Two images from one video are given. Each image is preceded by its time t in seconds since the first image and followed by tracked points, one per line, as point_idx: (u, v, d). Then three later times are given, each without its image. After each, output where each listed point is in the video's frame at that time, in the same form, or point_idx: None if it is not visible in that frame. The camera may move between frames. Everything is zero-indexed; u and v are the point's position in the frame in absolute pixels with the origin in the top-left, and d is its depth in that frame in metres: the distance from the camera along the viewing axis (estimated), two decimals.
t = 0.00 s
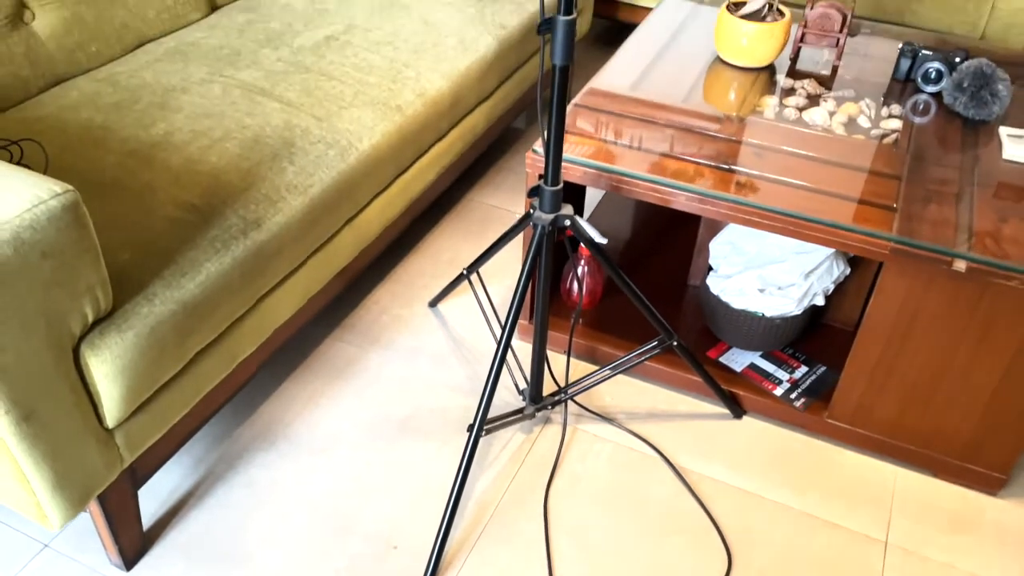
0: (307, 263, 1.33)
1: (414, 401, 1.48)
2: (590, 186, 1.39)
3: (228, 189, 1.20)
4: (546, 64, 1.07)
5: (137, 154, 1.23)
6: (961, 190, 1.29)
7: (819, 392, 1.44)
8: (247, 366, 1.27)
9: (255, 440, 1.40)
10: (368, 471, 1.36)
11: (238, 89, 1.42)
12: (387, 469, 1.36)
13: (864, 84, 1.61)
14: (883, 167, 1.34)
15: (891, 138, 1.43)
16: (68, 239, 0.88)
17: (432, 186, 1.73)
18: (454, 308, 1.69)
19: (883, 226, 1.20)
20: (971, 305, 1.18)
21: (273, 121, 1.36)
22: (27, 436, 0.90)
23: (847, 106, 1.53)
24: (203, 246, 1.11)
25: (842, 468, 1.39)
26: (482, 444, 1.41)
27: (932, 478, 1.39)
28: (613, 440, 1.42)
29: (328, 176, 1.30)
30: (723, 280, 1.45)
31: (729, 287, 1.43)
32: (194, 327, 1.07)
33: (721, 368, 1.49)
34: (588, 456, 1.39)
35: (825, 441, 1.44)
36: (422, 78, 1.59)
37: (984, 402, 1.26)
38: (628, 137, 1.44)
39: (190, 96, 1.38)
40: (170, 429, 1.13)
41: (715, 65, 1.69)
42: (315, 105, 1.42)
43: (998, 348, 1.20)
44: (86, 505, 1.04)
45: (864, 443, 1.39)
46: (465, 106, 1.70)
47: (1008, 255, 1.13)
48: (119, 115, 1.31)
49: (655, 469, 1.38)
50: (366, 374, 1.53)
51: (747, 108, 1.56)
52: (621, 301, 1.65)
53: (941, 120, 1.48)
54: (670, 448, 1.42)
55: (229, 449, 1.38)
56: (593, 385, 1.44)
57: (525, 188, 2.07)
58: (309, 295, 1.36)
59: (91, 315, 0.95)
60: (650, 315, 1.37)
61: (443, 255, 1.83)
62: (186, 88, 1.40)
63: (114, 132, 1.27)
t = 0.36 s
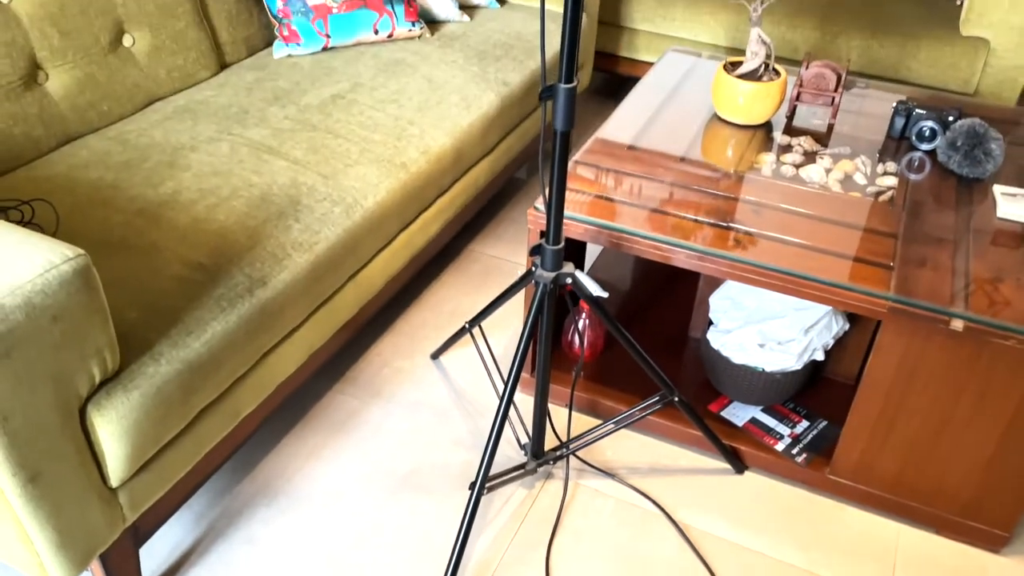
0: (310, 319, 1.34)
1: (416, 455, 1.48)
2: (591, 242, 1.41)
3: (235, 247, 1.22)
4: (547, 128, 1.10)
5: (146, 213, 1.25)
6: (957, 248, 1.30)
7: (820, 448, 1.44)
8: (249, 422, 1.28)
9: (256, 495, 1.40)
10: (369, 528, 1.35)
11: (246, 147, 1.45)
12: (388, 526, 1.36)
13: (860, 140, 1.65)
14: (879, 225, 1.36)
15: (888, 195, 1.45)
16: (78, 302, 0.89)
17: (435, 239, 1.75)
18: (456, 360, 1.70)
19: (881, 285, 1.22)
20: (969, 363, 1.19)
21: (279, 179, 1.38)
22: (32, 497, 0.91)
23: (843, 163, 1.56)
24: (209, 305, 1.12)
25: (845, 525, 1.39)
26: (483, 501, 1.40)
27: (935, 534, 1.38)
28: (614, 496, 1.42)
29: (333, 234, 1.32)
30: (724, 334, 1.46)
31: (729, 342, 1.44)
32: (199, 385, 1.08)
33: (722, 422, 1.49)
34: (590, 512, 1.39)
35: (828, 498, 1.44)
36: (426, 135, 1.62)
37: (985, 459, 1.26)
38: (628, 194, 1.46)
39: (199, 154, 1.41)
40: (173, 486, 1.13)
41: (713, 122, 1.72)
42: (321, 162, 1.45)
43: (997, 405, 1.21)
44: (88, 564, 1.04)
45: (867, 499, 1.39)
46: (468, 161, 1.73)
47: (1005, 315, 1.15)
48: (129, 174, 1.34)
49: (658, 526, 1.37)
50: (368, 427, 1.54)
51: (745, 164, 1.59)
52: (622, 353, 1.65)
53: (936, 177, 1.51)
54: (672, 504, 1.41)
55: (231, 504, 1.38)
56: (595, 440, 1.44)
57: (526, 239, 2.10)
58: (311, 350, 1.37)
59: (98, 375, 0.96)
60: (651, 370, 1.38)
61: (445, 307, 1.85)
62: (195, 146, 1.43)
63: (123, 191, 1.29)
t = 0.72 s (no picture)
0: (315, 375, 1.36)
1: (417, 512, 1.48)
2: (592, 299, 1.42)
3: (242, 306, 1.24)
4: (549, 192, 1.12)
5: (155, 272, 1.27)
6: (954, 307, 1.32)
7: (823, 505, 1.44)
8: (253, 480, 1.28)
9: (258, 552, 1.39)
10: None
11: (253, 206, 1.47)
12: None
13: (856, 199, 1.67)
14: (876, 284, 1.38)
15: (884, 254, 1.48)
16: (88, 365, 0.91)
17: (438, 293, 1.77)
18: (458, 414, 1.70)
19: (879, 345, 1.23)
20: (968, 424, 1.20)
21: (286, 237, 1.41)
22: (37, 560, 0.91)
23: (840, 222, 1.58)
24: (216, 364, 1.13)
25: None
26: (486, 559, 1.40)
27: None
28: (617, 554, 1.42)
29: (339, 291, 1.34)
30: (725, 391, 1.46)
31: (730, 399, 1.44)
32: (204, 444, 1.09)
33: (724, 479, 1.49)
34: (593, 572, 1.38)
35: (831, 556, 1.43)
36: (430, 191, 1.64)
37: (987, 520, 1.26)
38: (627, 253, 1.49)
39: (207, 213, 1.44)
40: (176, 545, 1.14)
41: (711, 179, 1.76)
42: (327, 221, 1.47)
43: (998, 465, 1.21)
44: None
45: (870, 559, 1.38)
46: (471, 217, 1.76)
47: (1002, 376, 1.16)
48: (139, 233, 1.36)
49: None
50: (370, 483, 1.54)
51: (743, 221, 1.62)
52: (624, 409, 1.66)
53: (933, 236, 1.53)
54: (676, 563, 1.41)
55: (232, 562, 1.38)
56: (598, 498, 1.44)
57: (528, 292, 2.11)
58: (315, 406, 1.38)
59: (105, 437, 0.97)
60: (653, 428, 1.38)
61: (447, 360, 1.86)
62: (204, 204, 1.46)
63: (133, 250, 1.31)
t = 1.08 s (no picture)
0: (316, 427, 1.36)
1: (417, 565, 1.47)
2: (592, 351, 1.43)
3: (245, 359, 1.25)
4: (550, 248, 1.14)
5: (159, 325, 1.28)
6: (953, 361, 1.33)
7: (825, 560, 1.43)
8: (252, 533, 1.27)
9: None
10: None
11: (258, 258, 1.49)
12: None
13: (854, 251, 1.69)
14: (874, 338, 1.40)
15: (882, 306, 1.49)
16: (92, 423, 0.92)
17: (440, 343, 1.77)
18: (459, 465, 1.70)
19: (879, 401, 1.24)
20: (969, 480, 1.20)
21: (290, 288, 1.42)
22: None
23: (838, 274, 1.60)
24: (218, 418, 1.14)
25: None
26: None
27: None
28: None
29: (341, 343, 1.34)
30: (725, 444, 1.46)
31: (731, 452, 1.44)
32: (204, 499, 1.09)
33: (725, 532, 1.48)
34: None
35: None
36: (432, 242, 1.66)
37: None
38: (627, 304, 1.50)
39: (212, 265, 1.46)
40: None
41: (710, 231, 1.78)
42: (330, 272, 1.49)
43: (1000, 521, 1.21)
44: None
45: None
46: (473, 267, 1.78)
47: (1002, 432, 1.17)
48: (144, 285, 1.38)
49: None
50: (370, 535, 1.53)
51: (742, 272, 1.64)
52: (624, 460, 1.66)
53: (930, 288, 1.55)
54: None
55: None
56: (599, 551, 1.43)
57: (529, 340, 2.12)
58: (316, 457, 1.38)
59: (107, 494, 0.98)
60: (653, 481, 1.38)
61: (448, 409, 1.86)
62: (209, 256, 1.48)
63: (138, 302, 1.33)
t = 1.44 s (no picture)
0: (316, 479, 1.36)
1: None
2: (592, 404, 1.44)
3: (246, 412, 1.25)
4: (550, 305, 1.15)
5: (161, 378, 1.29)
6: (951, 416, 1.33)
7: None
8: None
9: None
10: None
11: (260, 309, 1.50)
12: None
13: (853, 303, 1.71)
14: (872, 392, 1.40)
15: (880, 360, 1.50)
16: (93, 480, 0.92)
17: (440, 393, 1.78)
18: (458, 517, 1.69)
19: (877, 457, 1.24)
20: (968, 538, 1.20)
21: (291, 340, 1.43)
22: None
23: (836, 326, 1.61)
24: (218, 473, 1.14)
25: None
26: None
27: None
28: None
29: (342, 396, 1.35)
30: (726, 497, 1.46)
31: (732, 506, 1.44)
32: (202, 555, 1.09)
33: None
34: None
35: None
36: (432, 292, 1.67)
37: None
38: (626, 357, 1.51)
39: (215, 316, 1.47)
40: None
41: (709, 283, 1.79)
42: (332, 323, 1.50)
43: None
44: None
45: None
46: (473, 317, 1.79)
47: (1001, 490, 1.17)
48: (147, 337, 1.39)
49: None
50: None
51: (741, 324, 1.65)
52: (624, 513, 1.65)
53: (928, 341, 1.56)
54: None
55: None
56: None
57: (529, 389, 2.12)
58: (314, 511, 1.37)
59: (105, 551, 0.97)
60: (653, 536, 1.37)
61: (448, 459, 1.85)
62: (211, 307, 1.49)
63: (141, 354, 1.34)
